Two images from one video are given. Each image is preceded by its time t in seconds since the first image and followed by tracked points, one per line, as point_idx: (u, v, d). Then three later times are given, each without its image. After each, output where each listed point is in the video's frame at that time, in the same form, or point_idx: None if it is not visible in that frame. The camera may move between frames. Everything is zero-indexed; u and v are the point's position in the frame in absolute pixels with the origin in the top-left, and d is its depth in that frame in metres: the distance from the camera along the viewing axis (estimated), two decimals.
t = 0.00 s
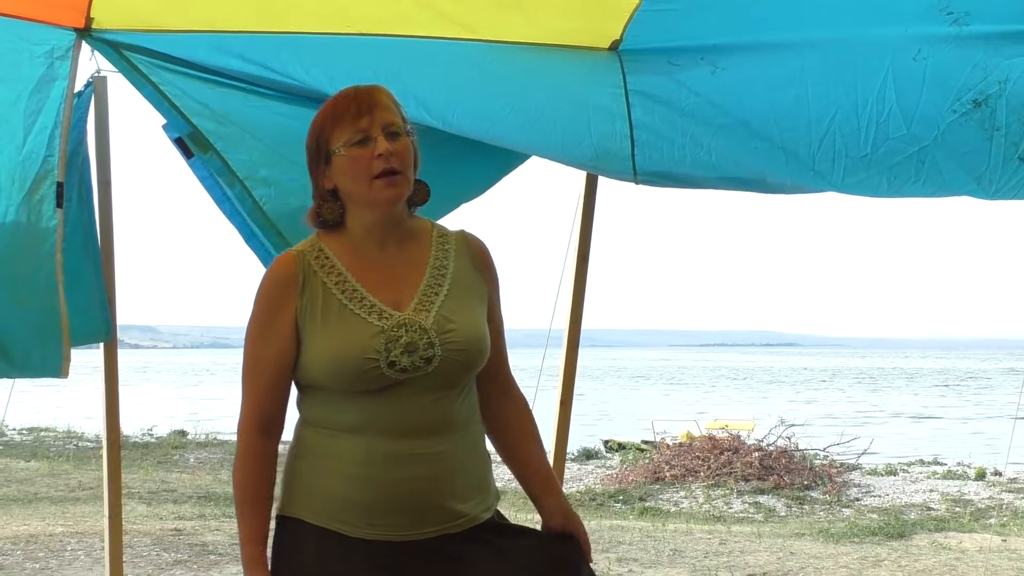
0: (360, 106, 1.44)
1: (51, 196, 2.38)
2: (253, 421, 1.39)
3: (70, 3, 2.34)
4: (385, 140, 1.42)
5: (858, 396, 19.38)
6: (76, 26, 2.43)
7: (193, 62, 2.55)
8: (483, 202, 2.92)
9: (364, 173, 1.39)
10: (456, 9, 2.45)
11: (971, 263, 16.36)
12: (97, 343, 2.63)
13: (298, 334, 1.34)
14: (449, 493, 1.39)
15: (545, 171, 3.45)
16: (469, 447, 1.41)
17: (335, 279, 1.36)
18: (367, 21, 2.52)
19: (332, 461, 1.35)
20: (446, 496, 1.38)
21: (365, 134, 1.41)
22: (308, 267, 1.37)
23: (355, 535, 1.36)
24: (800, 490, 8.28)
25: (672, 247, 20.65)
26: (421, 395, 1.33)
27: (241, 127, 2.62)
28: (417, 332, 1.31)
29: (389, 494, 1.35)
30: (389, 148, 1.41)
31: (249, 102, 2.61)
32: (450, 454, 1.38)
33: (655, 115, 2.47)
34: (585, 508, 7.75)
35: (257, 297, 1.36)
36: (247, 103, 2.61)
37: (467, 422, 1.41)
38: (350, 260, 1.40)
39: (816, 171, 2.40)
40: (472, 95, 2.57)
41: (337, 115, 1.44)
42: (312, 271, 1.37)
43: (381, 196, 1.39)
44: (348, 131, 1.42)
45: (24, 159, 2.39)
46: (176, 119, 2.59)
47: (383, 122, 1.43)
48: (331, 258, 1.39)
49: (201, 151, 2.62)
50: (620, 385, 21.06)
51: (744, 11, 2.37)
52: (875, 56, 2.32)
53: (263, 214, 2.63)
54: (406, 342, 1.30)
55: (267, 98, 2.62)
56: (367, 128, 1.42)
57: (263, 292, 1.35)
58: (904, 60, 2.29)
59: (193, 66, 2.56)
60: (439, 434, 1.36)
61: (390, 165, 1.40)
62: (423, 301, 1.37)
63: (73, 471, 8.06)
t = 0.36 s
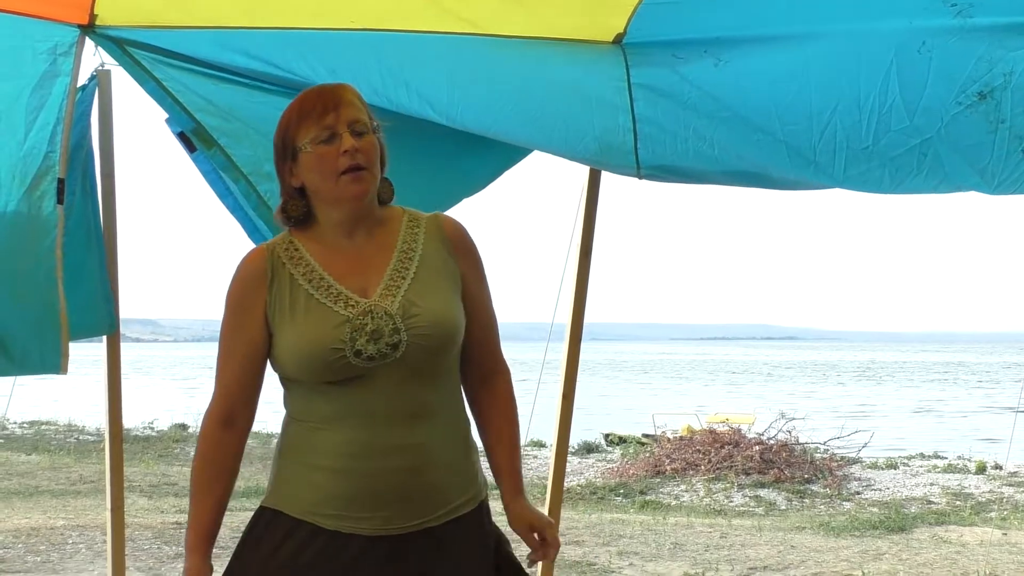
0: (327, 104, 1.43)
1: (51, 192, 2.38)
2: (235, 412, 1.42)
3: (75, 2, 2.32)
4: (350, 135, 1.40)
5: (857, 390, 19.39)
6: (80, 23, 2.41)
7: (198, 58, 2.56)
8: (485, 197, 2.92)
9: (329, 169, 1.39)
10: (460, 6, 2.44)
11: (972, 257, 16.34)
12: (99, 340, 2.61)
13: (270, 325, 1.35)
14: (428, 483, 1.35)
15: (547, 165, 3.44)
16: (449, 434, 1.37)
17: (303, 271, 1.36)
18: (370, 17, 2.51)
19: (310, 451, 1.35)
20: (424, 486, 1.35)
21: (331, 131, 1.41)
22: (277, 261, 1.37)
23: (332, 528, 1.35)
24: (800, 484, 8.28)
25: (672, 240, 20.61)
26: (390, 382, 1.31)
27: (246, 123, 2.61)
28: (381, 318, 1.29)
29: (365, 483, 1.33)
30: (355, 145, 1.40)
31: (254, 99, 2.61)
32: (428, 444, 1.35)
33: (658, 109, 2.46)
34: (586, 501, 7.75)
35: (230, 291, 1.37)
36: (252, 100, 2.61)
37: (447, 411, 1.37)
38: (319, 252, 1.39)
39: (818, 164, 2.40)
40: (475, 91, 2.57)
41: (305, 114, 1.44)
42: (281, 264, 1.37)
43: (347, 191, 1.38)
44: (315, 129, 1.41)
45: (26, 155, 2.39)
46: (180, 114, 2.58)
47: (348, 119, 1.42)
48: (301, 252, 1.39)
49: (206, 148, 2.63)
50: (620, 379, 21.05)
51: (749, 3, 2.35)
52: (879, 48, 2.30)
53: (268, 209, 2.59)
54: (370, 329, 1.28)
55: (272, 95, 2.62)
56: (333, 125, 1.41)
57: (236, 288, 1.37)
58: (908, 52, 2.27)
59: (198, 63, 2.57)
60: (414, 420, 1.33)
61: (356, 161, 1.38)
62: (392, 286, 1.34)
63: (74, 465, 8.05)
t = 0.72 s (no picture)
0: (341, 88, 1.44)
1: (52, 182, 2.32)
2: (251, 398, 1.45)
3: None
4: (362, 118, 1.41)
5: (860, 376, 19.40)
6: (82, 12, 2.40)
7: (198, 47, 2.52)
8: (489, 183, 2.90)
9: (341, 151, 1.40)
10: None
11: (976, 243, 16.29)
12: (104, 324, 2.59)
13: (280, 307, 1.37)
14: (440, 465, 1.36)
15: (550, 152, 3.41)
16: (462, 418, 1.38)
17: (313, 250, 1.37)
18: (372, 5, 2.50)
19: (320, 434, 1.36)
20: (437, 466, 1.35)
21: (344, 114, 1.42)
22: (288, 242, 1.39)
23: (342, 507, 1.35)
24: (803, 470, 8.28)
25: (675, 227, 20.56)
26: (401, 359, 1.31)
27: (246, 111, 2.60)
28: (390, 293, 1.30)
29: (377, 463, 1.34)
30: (368, 127, 1.40)
31: (253, 87, 2.58)
32: (440, 425, 1.35)
33: (661, 97, 2.43)
34: (588, 487, 7.76)
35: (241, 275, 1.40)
36: (253, 89, 2.58)
37: (459, 392, 1.37)
38: (330, 234, 1.40)
39: (821, 154, 2.37)
40: (480, 80, 2.51)
41: (318, 96, 1.44)
42: (291, 246, 1.38)
43: (358, 171, 1.39)
44: (328, 111, 1.42)
45: (26, 144, 2.32)
46: (180, 103, 2.56)
47: (362, 103, 1.43)
48: (311, 233, 1.40)
49: (205, 137, 2.61)
50: (623, 365, 21.06)
51: None
52: (882, 38, 2.31)
53: (263, 197, 2.62)
54: (379, 302, 1.29)
55: (272, 83, 2.58)
56: (346, 108, 1.42)
57: (248, 271, 1.39)
58: (912, 41, 2.28)
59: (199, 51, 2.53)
60: (426, 401, 1.34)
61: (368, 143, 1.39)
62: (402, 262, 1.35)
63: (77, 451, 8.07)
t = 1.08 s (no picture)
0: (379, 74, 1.51)
1: (57, 175, 2.32)
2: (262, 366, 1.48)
3: None
4: (401, 104, 1.48)
5: (863, 364, 19.38)
6: (84, 5, 2.36)
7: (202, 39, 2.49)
8: (491, 173, 2.87)
9: (382, 136, 1.45)
10: None
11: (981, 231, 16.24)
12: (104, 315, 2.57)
13: (308, 295, 1.40)
14: (461, 461, 1.42)
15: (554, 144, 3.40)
16: (482, 417, 1.44)
17: (349, 242, 1.41)
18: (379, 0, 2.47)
19: (340, 419, 1.40)
20: (456, 463, 1.41)
21: (384, 100, 1.48)
22: (322, 231, 1.42)
23: (357, 499, 1.39)
24: (806, 459, 8.28)
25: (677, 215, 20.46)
26: (432, 359, 1.37)
27: (249, 104, 2.58)
28: (430, 294, 1.35)
29: (400, 456, 1.38)
30: (408, 113, 1.46)
31: (256, 80, 2.57)
32: (463, 421, 1.42)
33: (667, 90, 2.48)
34: (592, 476, 7.76)
35: (272, 258, 1.42)
36: (255, 81, 2.57)
37: (480, 390, 1.45)
38: (364, 223, 1.44)
39: (830, 146, 2.46)
40: (481, 70, 2.51)
41: (358, 82, 1.50)
42: (325, 233, 1.41)
43: (397, 158, 1.44)
44: (368, 96, 1.48)
45: (31, 138, 2.32)
46: (183, 95, 2.54)
47: (401, 90, 1.49)
48: (345, 223, 1.43)
49: (206, 129, 2.58)
50: (626, 354, 21.07)
51: None
52: (886, 30, 2.41)
53: (266, 189, 2.59)
54: (418, 303, 1.34)
55: (274, 75, 2.59)
56: (386, 94, 1.48)
57: (277, 252, 1.41)
58: (917, 34, 2.39)
59: (202, 43, 2.50)
60: (451, 398, 1.40)
61: (408, 129, 1.45)
62: (437, 266, 1.41)
63: (81, 441, 8.07)
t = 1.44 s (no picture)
0: (397, 71, 1.54)
1: (62, 170, 2.34)
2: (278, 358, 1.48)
3: None
4: (419, 101, 1.51)
5: (865, 357, 19.37)
6: None
7: (205, 34, 2.48)
8: (496, 165, 2.88)
9: (402, 132, 1.48)
10: None
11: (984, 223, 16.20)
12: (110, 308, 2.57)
13: (331, 282, 1.43)
14: (471, 454, 1.48)
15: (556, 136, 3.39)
16: (491, 414, 1.50)
17: (373, 233, 1.44)
18: None
19: (357, 407, 1.44)
20: (467, 455, 1.47)
21: (402, 98, 1.51)
22: (347, 219, 1.45)
23: (372, 489, 1.44)
24: (809, 452, 8.27)
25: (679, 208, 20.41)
26: (451, 353, 1.43)
27: (253, 98, 2.57)
28: (453, 291, 1.40)
29: (414, 445, 1.43)
30: (426, 110, 1.50)
31: (257, 73, 2.56)
32: (474, 416, 1.47)
33: (670, 83, 2.52)
34: (594, 469, 7.76)
35: (297, 242, 1.44)
36: (259, 75, 2.57)
37: (490, 388, 1.50)
38: (387, 216, 1.48)
39: (833, 138, 2.53)
40: (481, 64, 2.55)
41: (376, 81, 1.54)
42: (350, 222, 1.45)
43: (418, 154, 1.47)
44: (385, 95, 1.52)
45: (36, 132, 2.33)
46: (187, 89, 2.52)
47: (419, 85, 1.52)
48: (368, 213, 1.47)
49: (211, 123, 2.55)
50: (628, 347, 21.08)
51: None
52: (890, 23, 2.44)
53: (271, 182, 2.57)
54: (443, 298, 1.39)
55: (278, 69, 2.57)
56: (403, 92, 1.51)
57: (302, 237, 1.44)
58: (920, 27, 2.43)
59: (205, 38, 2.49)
60: (466, 391, 1.46)
61: (427, 126, 1.49)
62: (457, 264, 1.46)
63: (84, 433, 8.09)
